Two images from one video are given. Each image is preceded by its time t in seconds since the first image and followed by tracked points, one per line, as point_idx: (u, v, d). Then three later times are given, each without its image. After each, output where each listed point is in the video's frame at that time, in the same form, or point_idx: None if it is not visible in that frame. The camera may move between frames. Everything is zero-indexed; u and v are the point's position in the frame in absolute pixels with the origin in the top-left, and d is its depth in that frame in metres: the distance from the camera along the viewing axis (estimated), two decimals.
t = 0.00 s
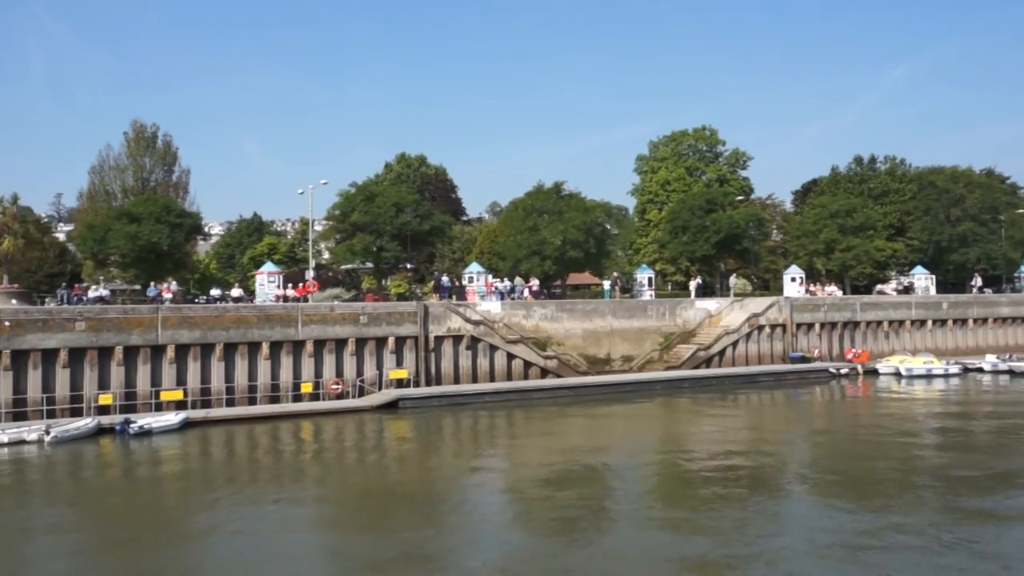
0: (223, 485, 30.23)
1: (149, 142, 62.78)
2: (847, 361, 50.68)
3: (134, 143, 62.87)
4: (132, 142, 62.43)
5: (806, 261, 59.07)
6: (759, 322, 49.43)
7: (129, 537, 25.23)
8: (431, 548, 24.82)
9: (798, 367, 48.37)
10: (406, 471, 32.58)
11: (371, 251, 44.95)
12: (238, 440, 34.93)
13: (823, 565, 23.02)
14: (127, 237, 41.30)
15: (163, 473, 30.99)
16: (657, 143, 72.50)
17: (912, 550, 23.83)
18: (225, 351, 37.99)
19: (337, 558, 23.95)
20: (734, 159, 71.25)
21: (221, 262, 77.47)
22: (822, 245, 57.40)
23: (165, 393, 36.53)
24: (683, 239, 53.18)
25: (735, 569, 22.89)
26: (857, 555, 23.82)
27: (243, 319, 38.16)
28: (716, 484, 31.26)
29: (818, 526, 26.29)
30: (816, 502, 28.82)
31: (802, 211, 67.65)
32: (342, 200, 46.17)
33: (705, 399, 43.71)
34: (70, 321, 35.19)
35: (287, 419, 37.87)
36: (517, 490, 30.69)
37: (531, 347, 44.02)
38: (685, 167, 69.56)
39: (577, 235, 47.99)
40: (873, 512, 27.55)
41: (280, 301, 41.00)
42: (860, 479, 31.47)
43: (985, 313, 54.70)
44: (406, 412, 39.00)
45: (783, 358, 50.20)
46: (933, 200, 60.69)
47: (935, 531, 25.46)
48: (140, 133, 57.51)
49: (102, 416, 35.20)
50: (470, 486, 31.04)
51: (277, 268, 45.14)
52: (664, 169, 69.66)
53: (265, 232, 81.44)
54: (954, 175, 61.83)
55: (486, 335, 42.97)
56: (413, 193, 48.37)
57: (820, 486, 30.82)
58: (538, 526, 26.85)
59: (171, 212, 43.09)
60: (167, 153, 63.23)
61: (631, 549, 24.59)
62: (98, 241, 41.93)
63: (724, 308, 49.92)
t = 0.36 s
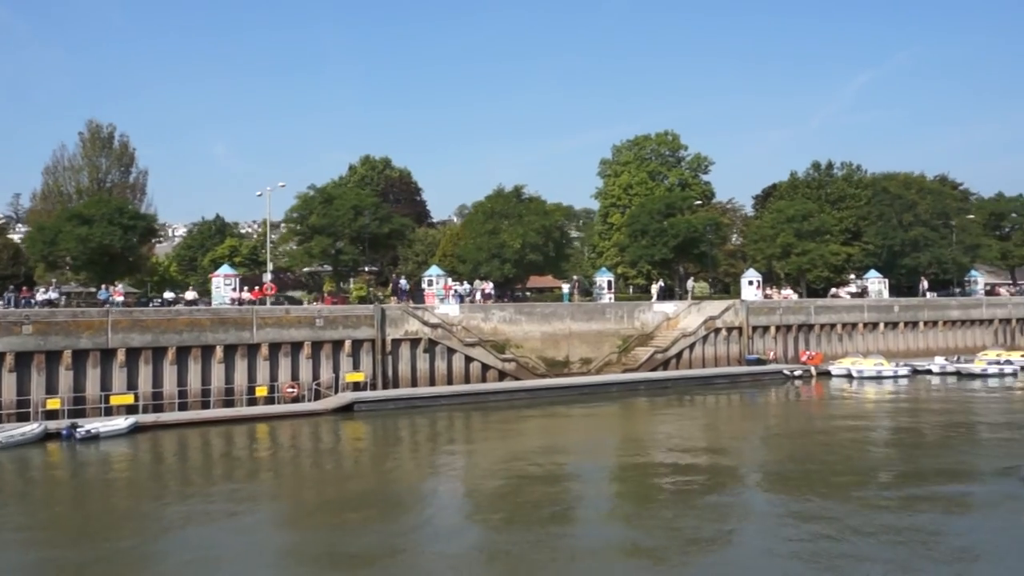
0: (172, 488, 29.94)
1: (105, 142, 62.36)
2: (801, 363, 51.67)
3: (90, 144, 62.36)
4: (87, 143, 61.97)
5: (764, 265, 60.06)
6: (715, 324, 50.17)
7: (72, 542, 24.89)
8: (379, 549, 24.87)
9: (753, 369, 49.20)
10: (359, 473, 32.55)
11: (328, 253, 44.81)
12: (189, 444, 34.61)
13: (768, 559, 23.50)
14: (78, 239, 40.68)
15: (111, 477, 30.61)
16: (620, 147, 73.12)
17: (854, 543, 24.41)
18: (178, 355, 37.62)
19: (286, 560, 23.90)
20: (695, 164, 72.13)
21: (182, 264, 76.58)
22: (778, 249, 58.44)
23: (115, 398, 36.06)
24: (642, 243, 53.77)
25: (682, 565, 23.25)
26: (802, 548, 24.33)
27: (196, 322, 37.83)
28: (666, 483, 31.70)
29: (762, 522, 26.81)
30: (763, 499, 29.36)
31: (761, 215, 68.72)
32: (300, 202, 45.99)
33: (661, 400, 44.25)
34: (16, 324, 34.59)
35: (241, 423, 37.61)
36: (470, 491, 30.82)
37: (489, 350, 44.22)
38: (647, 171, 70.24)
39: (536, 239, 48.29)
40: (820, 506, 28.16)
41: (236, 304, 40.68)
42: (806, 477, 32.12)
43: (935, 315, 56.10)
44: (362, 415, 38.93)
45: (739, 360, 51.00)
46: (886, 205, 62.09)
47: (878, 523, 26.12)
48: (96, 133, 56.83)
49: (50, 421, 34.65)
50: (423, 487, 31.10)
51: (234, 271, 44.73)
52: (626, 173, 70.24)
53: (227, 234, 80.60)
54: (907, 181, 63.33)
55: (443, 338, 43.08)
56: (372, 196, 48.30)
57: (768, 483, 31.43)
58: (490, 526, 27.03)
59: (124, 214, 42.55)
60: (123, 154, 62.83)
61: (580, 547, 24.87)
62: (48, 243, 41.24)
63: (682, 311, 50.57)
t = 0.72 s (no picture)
0: (120, 492, 29.61)
1: (61, 142, 62.29)
2: (758, 364, 52.51)
3: (45, 143, 62.24)
4: (42, 142, 61.79)
5: (725, 267, 60.93)
6: (675, 326, 50.82)
7: (14, 548, 24.52)
8: (328, 551, 24.84)
9: (711, 370, 49.90)
10: (313, 475, 32.46)
11: (287, 256, 44.60)
12: (142, 447, 34.25)
13: (712, 554, 23.95)
14: (29, 241, 40.10)
15: (58, 482, 30.20)
16: (585, 150, 73.66)
17: (795, 537, 24.97)
18: (131, 358, 37.23)
19: (233, 563, 23.80)
20: (660, 167, 72.90)
21: (143, 265, 75.72)
22: (738, 252, 59.33)
23: (66, 401, 35.58)
24: (603, 246, 54.30)
25: (628, 562, 23.58)
26: (746, 542, 24.81)
27: (150, 325, 37.47)
28: (619, 482, 32.06)
29: (709, 518, 27.28)
30: (713, 495, 29.86)
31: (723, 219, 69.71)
32: (259, 204, 45.81)
33: (619, 402, 44.72)
34: None
35: (196, 426, 37.30)
36: (423, 492, 30.91)
37: (448, 352, 44.35)
38: (611, 174, 70.85)
39: (496, 241, 48.52)
40: (767, 502, 28.73)
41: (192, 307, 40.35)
42: (756, 474, 32.68)
43: (889, 317, 57.35)
44: (319, 418, 38.84)
45: (698, 362, 51.71)
46: (843, 209, 63.42)
47: (820, 517, 26.77)
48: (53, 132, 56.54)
49: None
50: (378, 489, 31.12)
51: (191, 273, 44.29)
52: (591, 176, 70.84)
53: (190, 236, 79.81)
54: (863, 186, 64.71)
55: (402, 340, 43.15)
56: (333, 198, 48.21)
57: (718, 481, 31.97)
58: (441, 526, 27.18)
59: (78, 215, 42.03)
60: (79, 153, 62.86)
61: (528, 546, 25.12)
62: None
63: (642, 313, 51.14)
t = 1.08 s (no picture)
0: (65, 497, 29.00)
1: (15, 141, 61.65)
2: (719, 366, 53.00)
3: None
4: None
5: (688, 270, 61.45)
6: (636, 329, 51.13)
7: None
8: (274, 555, 24.54)
9: (671, 373, 50.25)
10: (266, 479, 32.07)
11: (245, 257, 44.07)
12: (91, 452, 33.61)
13: (659, 554, 24.01)
14: None
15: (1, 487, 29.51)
16: (552, 152, 73.85)
17: (742, 536, 25.18)
18: (81, 361, 36.56)
19: (176, 569, 23.42)
20: (626, 169, 73.32)
21: (103, 266, 74.53)
22: (700, 254, 59.82)
23: (13, 406, 34.80)
24: (566, 248, 54.47)
25: (575, 562, 23.61)
26: (692, 541, 24.96)
27: (101, 328, 36.82)
28: (573, 483, 32.11)
29: (660, 518, 27.42)
30: (664, 495, 30.03)
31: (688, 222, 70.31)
32: (217, 204, 45.27)
33: (579, 404, 44.84)
34: None
35: (148, 430, 36.69)
36: (376, 495, 30.69)
37: (408, 354, 44.18)
38: (578, 177, 71.10)
39: (458, 243, 48.43)
40: (716, 501, 28.91)
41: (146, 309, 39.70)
42: (709, 475, 32.94)
43: (848, 320, 58.21)
44: (275, 422, 38.42)
45: (659, 364, 52.07)
46: (805, 213, 64.37)
47: (767, 515, 26.96)
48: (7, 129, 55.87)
49: None
50: (330, 492, 30.83)
51: (146, 274, 43.55)
52: (558, 179, 71.07)
53: (152, 237, 78.72)
54: (824, 191, 65.64)
55: (361, 343, 42.90)
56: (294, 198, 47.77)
57: (671, 481, 32.16)
58: (391, 529, 27.00)
59: (28, 215, 41.19)
60: (34, 153, 62.15)
61: (476, 548, 25.03)
62: None
63: (604, 316, 51.33)
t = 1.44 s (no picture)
0: (11, 502, 28.54)
1: None
2: (680, 368, 53.59)
3: None
4: None
5: (652, 272, 62.01)
6: (598, 331, 51.54)
7: None
8: (222, 558, 24.37)
9: (633, 375, 50.71)
10: (219, 482, 31.81)
11: (203, 259, 43.66)
12: (40, 456, 33.09)
13: (608, 552, 24.21)
14: None
15: None
16: (519, 155, 74.03)
17: (690, 534, 25.52)
18: (32, 365, 35.98)
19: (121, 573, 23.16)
20: (593, 173, 73.75)
21: (63, 268, 73.36)
22: (663, 257, 60.42)
23: None
24: (530, 251, 54.69)
25: (524, 561, 23.76)
26: (641, 539, 25.24)
27: (52, 330, 36.28)
28: (528, 484, 32.28)
29: (610, 517, 27.69)
30: (617, 495, 30.34)
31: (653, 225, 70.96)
32: (175, 205, 44.85)
33: (539, 406, 45.07)
34: None
35: (101, 434, 36.19)
36: (330, 497, 30.61)
37: (368, 357, 44.12)
38: (544, 179, 71.36)
39: (420, 245, 48.39)
40: (667, 500, 29.23)
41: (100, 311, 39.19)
42: (663, 475, 33.31)
43: (808, 322, 59.13)
44: (231, 425, 38.13)
45: (621, 366, 52.52)
46: (766, 217, 65.25)
47: (716, 513, 27.30)
48: None
49: None
50: (283, 494, 30.69)
51: (102, 276, 42.98)
52: (524, 181, 71.30)
53: (114, 238, 77.64)
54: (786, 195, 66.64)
55: (320, 346, 42.76)
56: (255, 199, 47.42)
57: (625, 481, 32.46)
58: (343, 530, 26.95)
59: None
60: None
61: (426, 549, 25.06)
62: None
63: (567, 318, 51.61)
